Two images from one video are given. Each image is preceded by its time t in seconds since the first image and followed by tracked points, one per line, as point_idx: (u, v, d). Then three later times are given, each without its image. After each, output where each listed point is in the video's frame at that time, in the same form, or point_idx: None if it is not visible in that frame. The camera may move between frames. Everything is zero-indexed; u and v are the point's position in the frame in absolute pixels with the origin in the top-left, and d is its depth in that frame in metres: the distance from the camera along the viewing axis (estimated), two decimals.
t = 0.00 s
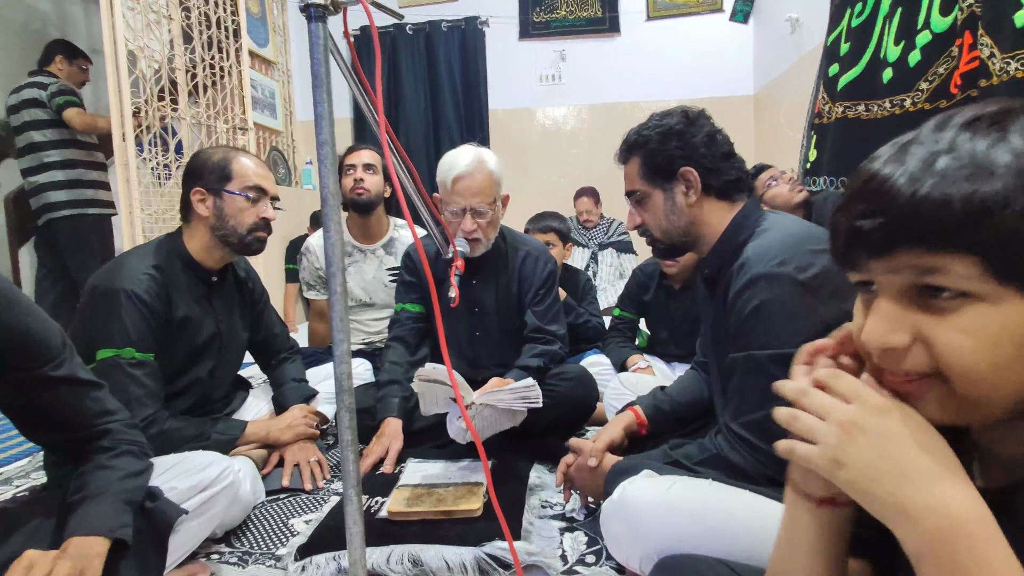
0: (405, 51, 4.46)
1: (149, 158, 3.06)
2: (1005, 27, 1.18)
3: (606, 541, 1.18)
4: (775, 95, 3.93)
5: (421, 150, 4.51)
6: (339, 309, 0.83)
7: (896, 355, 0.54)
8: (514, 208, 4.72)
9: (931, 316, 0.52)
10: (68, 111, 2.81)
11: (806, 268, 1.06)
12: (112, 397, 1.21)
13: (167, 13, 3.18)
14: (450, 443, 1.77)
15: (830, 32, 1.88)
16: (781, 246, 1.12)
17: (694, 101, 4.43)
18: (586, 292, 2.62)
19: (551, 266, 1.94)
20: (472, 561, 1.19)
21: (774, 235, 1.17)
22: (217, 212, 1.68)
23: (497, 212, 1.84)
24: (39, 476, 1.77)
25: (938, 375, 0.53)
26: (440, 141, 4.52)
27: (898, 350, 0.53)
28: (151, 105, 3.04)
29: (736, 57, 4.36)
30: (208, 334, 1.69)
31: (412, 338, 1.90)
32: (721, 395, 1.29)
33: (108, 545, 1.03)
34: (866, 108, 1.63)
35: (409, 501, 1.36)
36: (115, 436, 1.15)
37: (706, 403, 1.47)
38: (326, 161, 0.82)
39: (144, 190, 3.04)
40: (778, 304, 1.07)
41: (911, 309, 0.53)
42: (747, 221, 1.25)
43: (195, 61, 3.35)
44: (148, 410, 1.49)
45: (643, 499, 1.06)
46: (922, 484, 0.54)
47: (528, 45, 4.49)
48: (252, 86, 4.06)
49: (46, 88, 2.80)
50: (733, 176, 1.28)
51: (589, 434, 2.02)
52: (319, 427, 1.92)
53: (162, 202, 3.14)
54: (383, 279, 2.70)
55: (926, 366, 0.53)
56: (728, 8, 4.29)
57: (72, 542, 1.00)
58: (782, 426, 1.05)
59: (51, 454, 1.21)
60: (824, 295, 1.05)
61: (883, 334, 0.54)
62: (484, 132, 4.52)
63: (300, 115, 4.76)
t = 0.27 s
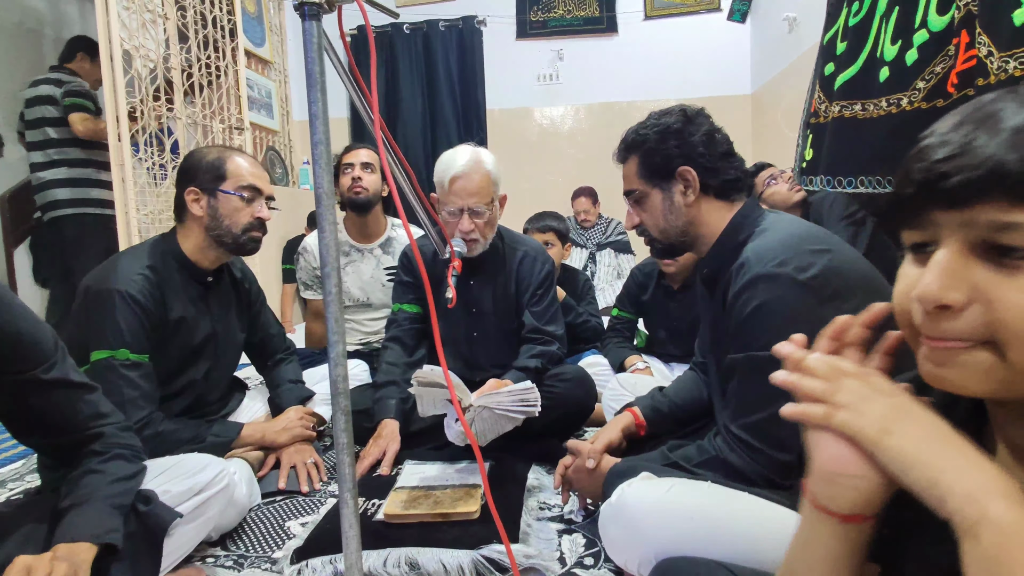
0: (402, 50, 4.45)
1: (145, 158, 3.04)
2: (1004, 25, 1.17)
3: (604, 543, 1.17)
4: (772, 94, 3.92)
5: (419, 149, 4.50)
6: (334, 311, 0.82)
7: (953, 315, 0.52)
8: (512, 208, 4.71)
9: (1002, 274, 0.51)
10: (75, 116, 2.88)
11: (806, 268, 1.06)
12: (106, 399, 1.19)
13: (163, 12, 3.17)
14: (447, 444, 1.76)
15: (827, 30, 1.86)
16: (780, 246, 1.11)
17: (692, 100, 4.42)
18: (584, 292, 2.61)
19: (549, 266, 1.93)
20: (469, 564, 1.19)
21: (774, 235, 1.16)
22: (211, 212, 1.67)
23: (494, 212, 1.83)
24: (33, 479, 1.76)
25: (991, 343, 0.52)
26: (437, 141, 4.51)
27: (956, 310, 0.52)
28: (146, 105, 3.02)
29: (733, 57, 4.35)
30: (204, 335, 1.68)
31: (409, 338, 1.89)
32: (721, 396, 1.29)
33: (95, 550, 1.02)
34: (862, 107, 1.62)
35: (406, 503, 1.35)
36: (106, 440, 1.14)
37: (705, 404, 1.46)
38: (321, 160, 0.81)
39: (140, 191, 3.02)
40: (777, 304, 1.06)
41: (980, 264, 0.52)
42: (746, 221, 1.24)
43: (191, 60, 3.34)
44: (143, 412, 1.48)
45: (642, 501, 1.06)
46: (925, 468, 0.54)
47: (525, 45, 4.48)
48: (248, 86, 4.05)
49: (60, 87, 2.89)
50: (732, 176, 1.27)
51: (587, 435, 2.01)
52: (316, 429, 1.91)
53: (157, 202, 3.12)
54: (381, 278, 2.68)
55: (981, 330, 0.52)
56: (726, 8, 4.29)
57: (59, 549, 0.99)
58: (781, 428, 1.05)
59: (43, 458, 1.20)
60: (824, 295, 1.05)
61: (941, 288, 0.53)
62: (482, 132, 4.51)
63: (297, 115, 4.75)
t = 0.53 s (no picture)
0: (400, 49, 4.44)
1: (142, 157, 3.03)
2: (1004, 24, 1.17)
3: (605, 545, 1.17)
4: (771, 94, 3.92)
5: (417, 149, 4.50)
6: (331, 309, 0.81)
7: (942, 337, 0.57)
8: (510, 207, 4.70)
9: (988, 299, 0.54)
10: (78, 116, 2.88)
11: (808, 267, 1.05)
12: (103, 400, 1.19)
13: (160, 11, 3.15)
14: (446, 445, 1.76)
15: (825, 26, 1.85)
16: (780, 245, 1.11)
17: (690, 100, 4.42)
18: (583, 291, 2.60)
19: (548, 266, 1.93)
20: (468, 565, 1.18)
21: (774, 234, 1.16)
22: (208, 211, 1.66)
23: (493, 211, 1.82)
24: (30, 480, 1.75)
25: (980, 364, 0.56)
26: (436, 140, 4.50)
27: (942, 333, 0.56)
28: (144, 104, 3.01)
29: (732, 56, 4.35)
30: (201, 335, 1.67)
31: (407, 338, 1.89)
32: (720, 396, 1.29)
33: (88, 552, 1.01)
34: (861, 106, 1.62)
35: (404, 504, 1.35)
36: (103, 441, 1.13)
37: (704, 404, 1.46)
38: (319, 158, 0.80)
39: (138, 190, 3.01)
40: (779, 303, 1.05)
41: (967, 288, 0.55)
42: (747, 220, 1.23)
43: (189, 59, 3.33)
44: (140, 413, 1.47)
45: (641, 502, 1.05)
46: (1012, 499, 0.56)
47: (523, 44, 4.47)
48: (246, 85, 4.03)
49: (65, 84, 2.90)
50: (732, 175, 1.26)
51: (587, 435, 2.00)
52: (314, 429, 1.90)
53: (155, 202, 3.11)
54: (380, 276, 2.67)
55: (970, 351, 0.56)
56: (724, 7, 4.28)
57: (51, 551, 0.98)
58: (781, 427, 1.05)
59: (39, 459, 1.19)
60: (826, 294, 1.04)
61: (927, 311, 0.57)
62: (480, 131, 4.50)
63: (295, 114, 4.74)
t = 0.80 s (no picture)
0: (399, 50, 4.44)
1: (141, 157, 3.02)
2: (1004, 23, 1.17)
3: (605, 545, 1.16)
4: (770, 93, 3.92)
5: (416, 150, 4.50)
6: (331, 308, 0.81)
7: (906, 385, 0.57)
8: (510, 207, 4.70)
9: (939, 352, 0.53)
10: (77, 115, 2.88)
11: (808, 266, 1.05)
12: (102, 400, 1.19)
13: (159, 11, 3.15)
14: (446, 444, 1.75)
15: (821, 31, 1.88)
16: (780, 244, 1.11)
17: (689, 100, 4.42)
18: (583, 291, 2.60)
19: (548, 266, 1.93)
20: (468, 565, 1.18)
21: (775, 232, 1.15)
22: (207, 211, 1.66)
23: (493, 210, 1.82)
24: (29, 480, 1.75)
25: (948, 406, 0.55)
26: (435, 141, 4.50)
27: (907, 381, 0.56)
28: (143, 104, 3.00)
29: (731, 56, 4.35)
30: (200, 335, 1.66)
31: (407, 337, 1.88)
32: (720, 395, 1.29)
33: (85, 552, 1.01)
34: (862, 106, 1.63)
35: (405, 504, 1.34)
36: (102, 442, 1.13)
37: (705, 403, 1.46)
38: (319, 156, 0.80)
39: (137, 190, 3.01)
40: (779, 302, 1.05)
41: (918, 343, 0.54)
42: (747, 219, 1.23)
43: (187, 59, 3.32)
44: (139, 413, 1.46)
45: (641, 502, 1.05)
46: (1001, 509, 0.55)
47: (523, 44, 4.47)
48: (245, 85, 4.03)
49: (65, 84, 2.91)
50: (733, 174, 1.26)
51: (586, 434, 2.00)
52: (314, 429, 1.90)
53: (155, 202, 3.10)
54: (380, 275, 2.67)
55: (934, 397, 0.55)
56: (724, 6, 4.28)
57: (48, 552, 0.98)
58: (782, 426, 1.05)
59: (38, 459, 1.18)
60: (825, 294, 1.05)
61: (889, 363, 0.57)
62: (479, 131, 4.50)
63: (295, 114, 4.74)
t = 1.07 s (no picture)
0: (399, 51, 4.44)
1: (141, 158, 3.02)
2: (1001, 24, 1.17)
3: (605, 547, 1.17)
4: (769, 94, 3.92)
5: (416, 151, 4.50)
6: (332, 311, 0.81)
7: (901, 397, 0.57)
8: (509, 208, 4.70)
9: (932, 363, 0.54)
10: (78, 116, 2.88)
11: (808, 268, 1.06)
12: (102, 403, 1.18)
13: (158, 12, 3.14)
14: (446, 446, 1.76)
15: (820, 34, 1.88)
16: (780, 247, 1.11)
17: (689, 101, 4.42)
18: (582, 292, 2.60)
19: (548, 267, 1.93)
20: (469, 567, 1.18)
21: (775, 234, 1.15)
22: (207, 213, 1.66)
23: (493, 212, 1.82)
24: (29, 483, 1.75)
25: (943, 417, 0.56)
26: (434, 142, 4.50)
27: (902, 394, 0.56)
28: (142, 106, 3.00)
29: (731, 57, 4.35)
30: (200, 337, 1.66)
31: (407, 339, 1.88)
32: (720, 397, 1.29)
33: (86, 556, 1.01)
34: (863, 106, 1.63)
35: (405, 506, 1.34)
36: (101, 445, 1.13)
37: (704, 405, 1.46)
38: (319, 159, 0.80)
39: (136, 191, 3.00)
40: (779, 304, 1.05)
41: (911, 355, 0.55)
42: (747, 222, 1.23)
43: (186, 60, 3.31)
44: (139, 415, 1.46)
45: (642, 503, 1.06)
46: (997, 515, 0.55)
47: (522, 44, 4.47)
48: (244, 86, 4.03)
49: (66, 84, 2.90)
50: (732, 176, 1.26)
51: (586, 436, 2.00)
52: (314, 431, 1.90)
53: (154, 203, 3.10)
54: (379, 275, 2.67)
55: (926, 407, 0.56)
56: (723, 7, 4.28)
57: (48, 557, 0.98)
58: (782, 428, 1.05)
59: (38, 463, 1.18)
60: (826, 296, 1.05)
61: (884, 375, 0.57)
62: (479, 132, 4.50)
63: (294, 114, 4.74)
